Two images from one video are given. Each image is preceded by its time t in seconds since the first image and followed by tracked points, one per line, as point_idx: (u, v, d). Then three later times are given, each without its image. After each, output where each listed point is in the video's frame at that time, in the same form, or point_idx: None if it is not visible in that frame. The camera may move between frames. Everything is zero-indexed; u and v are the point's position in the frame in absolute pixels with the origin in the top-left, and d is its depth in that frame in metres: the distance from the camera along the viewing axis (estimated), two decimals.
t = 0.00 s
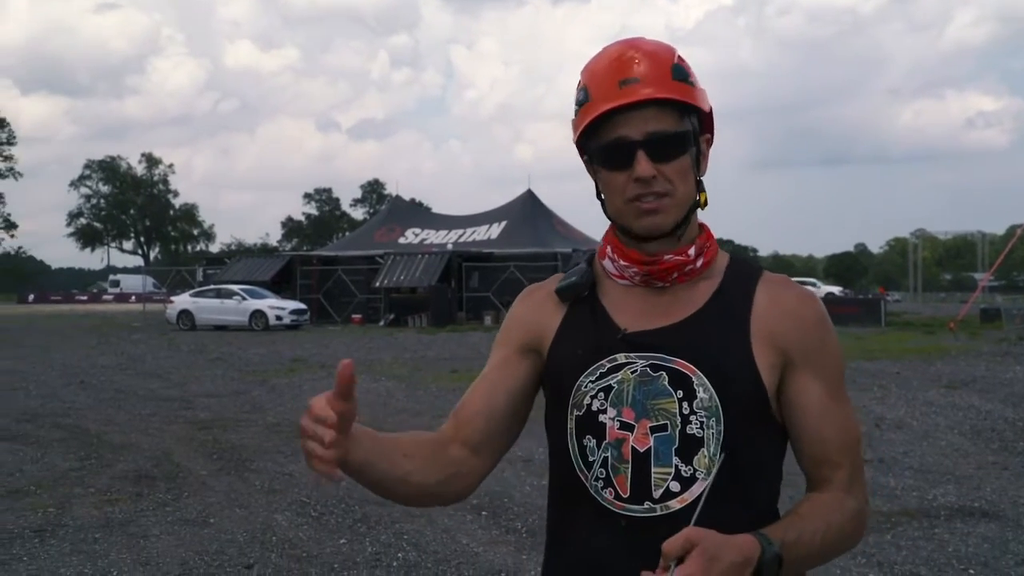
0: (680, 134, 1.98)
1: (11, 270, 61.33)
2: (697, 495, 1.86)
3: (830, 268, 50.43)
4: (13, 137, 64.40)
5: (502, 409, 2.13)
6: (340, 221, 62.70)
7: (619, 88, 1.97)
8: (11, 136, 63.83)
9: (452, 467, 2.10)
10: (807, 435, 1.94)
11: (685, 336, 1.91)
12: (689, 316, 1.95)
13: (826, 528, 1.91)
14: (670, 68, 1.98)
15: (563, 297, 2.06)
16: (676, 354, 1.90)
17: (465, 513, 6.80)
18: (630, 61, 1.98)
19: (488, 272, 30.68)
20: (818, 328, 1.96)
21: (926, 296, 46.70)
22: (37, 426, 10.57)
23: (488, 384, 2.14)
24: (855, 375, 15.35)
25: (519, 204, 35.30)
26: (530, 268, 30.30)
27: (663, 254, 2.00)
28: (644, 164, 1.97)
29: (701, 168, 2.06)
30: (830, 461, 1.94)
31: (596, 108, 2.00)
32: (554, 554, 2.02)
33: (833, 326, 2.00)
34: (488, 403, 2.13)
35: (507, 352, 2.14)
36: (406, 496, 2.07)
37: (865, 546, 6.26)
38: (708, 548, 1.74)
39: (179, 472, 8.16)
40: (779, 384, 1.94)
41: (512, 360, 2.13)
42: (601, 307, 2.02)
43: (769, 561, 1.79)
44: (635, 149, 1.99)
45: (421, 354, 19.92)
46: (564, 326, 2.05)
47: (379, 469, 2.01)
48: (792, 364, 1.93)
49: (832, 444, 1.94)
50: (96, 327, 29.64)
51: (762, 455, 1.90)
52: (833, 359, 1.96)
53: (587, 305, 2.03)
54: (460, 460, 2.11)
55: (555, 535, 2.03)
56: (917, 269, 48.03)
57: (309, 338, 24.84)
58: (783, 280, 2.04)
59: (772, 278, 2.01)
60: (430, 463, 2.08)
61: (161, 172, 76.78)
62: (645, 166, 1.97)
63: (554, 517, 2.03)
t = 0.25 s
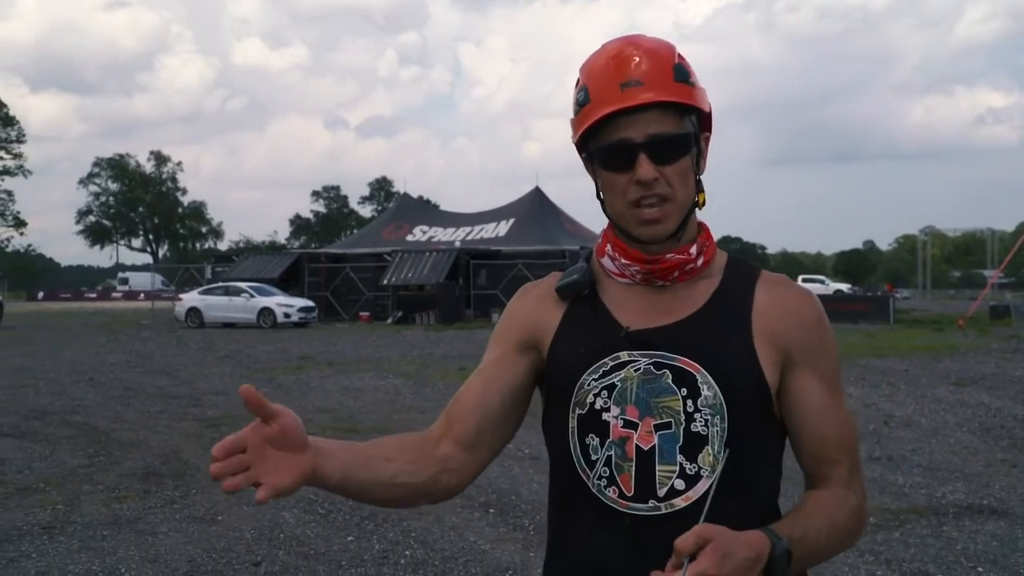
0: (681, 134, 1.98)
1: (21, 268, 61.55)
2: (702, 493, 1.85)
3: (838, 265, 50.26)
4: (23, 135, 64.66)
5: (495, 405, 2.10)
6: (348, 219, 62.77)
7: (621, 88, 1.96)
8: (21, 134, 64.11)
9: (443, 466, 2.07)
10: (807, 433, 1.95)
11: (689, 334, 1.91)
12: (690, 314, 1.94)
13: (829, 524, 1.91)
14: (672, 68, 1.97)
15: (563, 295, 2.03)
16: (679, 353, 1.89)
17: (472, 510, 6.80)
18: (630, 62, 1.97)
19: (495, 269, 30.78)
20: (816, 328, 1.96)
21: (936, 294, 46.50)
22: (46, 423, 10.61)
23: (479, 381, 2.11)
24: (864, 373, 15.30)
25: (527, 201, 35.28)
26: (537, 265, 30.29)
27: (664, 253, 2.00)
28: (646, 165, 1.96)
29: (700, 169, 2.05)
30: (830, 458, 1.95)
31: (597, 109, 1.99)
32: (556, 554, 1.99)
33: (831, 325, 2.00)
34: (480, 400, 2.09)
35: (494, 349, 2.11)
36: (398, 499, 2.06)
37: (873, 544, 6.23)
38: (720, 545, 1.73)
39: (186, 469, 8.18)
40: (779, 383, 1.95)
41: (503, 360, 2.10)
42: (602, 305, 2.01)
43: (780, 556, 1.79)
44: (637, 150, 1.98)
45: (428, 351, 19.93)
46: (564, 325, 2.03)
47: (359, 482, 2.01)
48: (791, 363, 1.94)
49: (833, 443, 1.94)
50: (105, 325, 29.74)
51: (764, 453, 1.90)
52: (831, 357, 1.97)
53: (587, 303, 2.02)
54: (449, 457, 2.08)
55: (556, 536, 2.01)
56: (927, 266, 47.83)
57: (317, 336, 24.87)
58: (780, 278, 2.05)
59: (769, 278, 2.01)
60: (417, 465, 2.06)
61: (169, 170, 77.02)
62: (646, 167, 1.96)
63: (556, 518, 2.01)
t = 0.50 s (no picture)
0: (675, 129, 1.98)
1: (27, 265, 61.75)
2: (698, 492, 1.86)
3: (844, 263, 50.16)
4: (30, 133, 64.88)
5: (493, 409, 2.10)
6: (353, 216, 62.85)
7: (616, 81, 1.97)
8: (27, 132, 64.26)
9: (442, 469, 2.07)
10: (806, 429, 1.96)
11: (683, 333, 1.91)
12: (685, 312, 1.94)
13: (837, 521, 1.92)
14: (667, 63, 1.97)
15: (555, 295, 2.04)
16: (673, 351, 1.89)
17: (476, 508, 6.81)
18: (625, 55, 1.98)
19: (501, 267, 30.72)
20: (810, 324, 1.97)
21: (942, 291, 46.37)
22: (52, 421, 10.66)
23: (479, 382, 2.11)
24: (870, 370, 15.28)
25: (532, 199, 35.28)
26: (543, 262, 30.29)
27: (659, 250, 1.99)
28: (640, 158, 1.96)
29: (694, 165, 2.06)
30: (828, 453, 1.96)
31: (592, 102, 2.00)
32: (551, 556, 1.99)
33: (825, 321, 2.01)
34: (480, 404, 2.10)
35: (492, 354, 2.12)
36: (401, 504, 2.05)
37: (878, 542, 6.22)
38: (739, 540, 1.73)
39: (191, 466, 8.20)
40: (774, 380, 1.95)
41: (501, 362, 2.10)
42: (595, 304, 2.01)
43: (794, 550, 1.81)
44: (630, 143, 1.98)
45: (433, 348, 19.96)
46: (557, 325, 2.02)
47: (362, 485, 2.01)
48: (787, 360, 1.94)
49: (834, 438, 1.95)
50: (111, 322, 29.83)
51: (760, 452, 1.90)
52: (825, 352, 1.98)
53: (580, 303, 2.02)
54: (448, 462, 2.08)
55: (553, 538, 2.00)
56: (933, 263, 47.71)
57: (322, 333, 24.91)
58: (774, 276, 2.05)
59: (763, 275, 2.01)
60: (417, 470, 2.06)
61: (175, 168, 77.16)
62: (640, 161, 1.96)
63: (551, 520, 2.00)
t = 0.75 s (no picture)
0: (664, 131, 1.98)
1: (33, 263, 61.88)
2: (693, 492, 1.85)
3: (849, 262, 50.07)
4: (35, 130, 65.01)
5: (485, 410, 2.10)
6: (358, 215, 62.87)
7: (604, 86, 1.96)
8: (32, 129, 64.33)
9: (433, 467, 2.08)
10: (797, 431, 1.96)
11: (678, 333, 1.91)
12: (678, 313, 1.95)
13: (831, 517, 1.93)
14: (654, 64, 1.97)
15: (549, 296, 2.03)
16: (666, 351, 1.90)
17: (478, 506, 6.81)
18: (613, 58, 1.98)
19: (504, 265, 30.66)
20: (803, 324, 1.97)
21: (947, 291, 46.27)
22: (56, 418, 10.68)
23: (475, 381, 2.11)
24: (874, 370, 15.27)
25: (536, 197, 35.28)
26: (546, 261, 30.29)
27: (651, 251, 2.00)
28: (629, 163, 1.97)
29: (686, 164, 2.06)
30: (821, 452, 1.97)
31: (580, 106, 1.99)
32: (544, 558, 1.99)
33: (816, 322, 2.02)
34: (476, 403, 2.10)
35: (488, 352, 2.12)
36: (390, 498, 2.04)
37: (880, 543, 6.21)
38: (741, 528, 1.73)
39: (194, 464, 8.22)
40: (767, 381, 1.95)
41: (496, 361, 2.10)
42: (589, 304, 2.01)
43: (795, 540, 1.82)
44: (620, 147, 1.98)
45: (437, 347, 19.96)
46: (551, 325, 2.03)
47: (350, 472, 1.99)
48: (780, 361, 1.94)
49: (825, 438, 1.96)
50: (115, 320, 29.88)
51: (754, 450, 1.90)
52: (817, 351, 1.98)
53: (574, 303, 2.02)
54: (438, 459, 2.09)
55: (547, 539, 2.00)
56: (938, 263, 47.57)
57: (326, 331, 24.94)
58: (767, 276, 2.05)
59: (755, 275, 2.01)
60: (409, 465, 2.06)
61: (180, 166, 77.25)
62: (629, 165, 1.97)
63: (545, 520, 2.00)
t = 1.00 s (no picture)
0: (658, 138, 1.98)
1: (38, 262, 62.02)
2: (691, 497, 1.86)
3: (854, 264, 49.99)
4: (41, 129, 65.18)
5: (484, 415, 2.07)
6: (362, 214, 62.95)
7: (596, 94, 1.96)
8: (37, 128, 64.47)
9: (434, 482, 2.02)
10: (793, 436, 1.96)
11: (680, 336, 1.91)
12: (678, 317, 1.95)
13: (822, 523, 1.93)
14: (646, 69, 1.96)
15: (549, 298, 2.03)
16: (667, 355, 1.90)
17: (480, 507, 6.81)
18: (605, 65, 1.96)
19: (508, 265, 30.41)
20: (802, 330, 1.97)
21: (952, 293, 46.15)
22: (60, 416, 10.72)
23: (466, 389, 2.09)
24: (878, 372, 15.24)
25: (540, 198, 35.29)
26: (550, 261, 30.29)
27: (650, 255, 2.00)
28: (622, 172, 1.97)
29: (681, 167, 2.05)
30: (819, 462, 1.97)
31: (572, 115, 1.99)
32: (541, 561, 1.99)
33: (816, 328, 2.01)
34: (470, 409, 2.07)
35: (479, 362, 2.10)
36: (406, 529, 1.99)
37: (882, 545, 6.20)
38: (723, 533, 1.73)
39: (197, 463, 8.24)
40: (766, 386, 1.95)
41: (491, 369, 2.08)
42: (588, 307, 2.01)
43: (778, 547, 1.81)
44: (612, 156, 1.98)
45: (441, 347, 19.98)
46: (550, 328, 2.02)
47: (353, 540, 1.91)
48: (779, 367, 1.94)
49: (822, 445, 1.96)
50: (120, 318, 29.94)
51: (752, 454, 1.91)
52: (817, 358, 1.98)
53: (573, 306, 2.01)
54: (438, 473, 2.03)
55: (544, 543, 2.00)
56: (944, 265, 47.47)
57: (330, 331, 24.96)
58: (768, 281, 2.04)
59: (756, 280, 2.01)
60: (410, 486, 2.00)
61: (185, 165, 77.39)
62: (622, 174, 1.97)
63: (543, 521, 1.99)
